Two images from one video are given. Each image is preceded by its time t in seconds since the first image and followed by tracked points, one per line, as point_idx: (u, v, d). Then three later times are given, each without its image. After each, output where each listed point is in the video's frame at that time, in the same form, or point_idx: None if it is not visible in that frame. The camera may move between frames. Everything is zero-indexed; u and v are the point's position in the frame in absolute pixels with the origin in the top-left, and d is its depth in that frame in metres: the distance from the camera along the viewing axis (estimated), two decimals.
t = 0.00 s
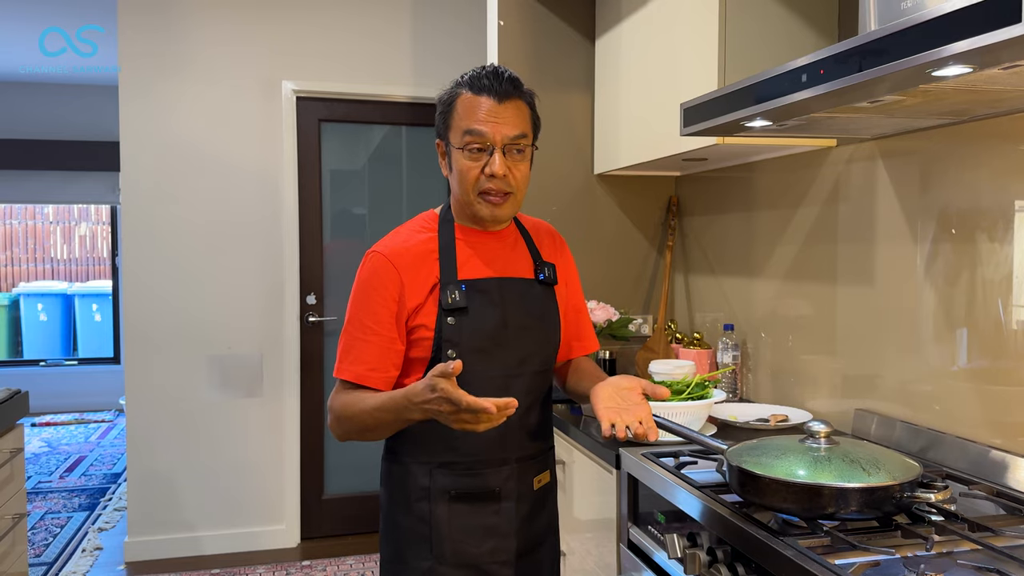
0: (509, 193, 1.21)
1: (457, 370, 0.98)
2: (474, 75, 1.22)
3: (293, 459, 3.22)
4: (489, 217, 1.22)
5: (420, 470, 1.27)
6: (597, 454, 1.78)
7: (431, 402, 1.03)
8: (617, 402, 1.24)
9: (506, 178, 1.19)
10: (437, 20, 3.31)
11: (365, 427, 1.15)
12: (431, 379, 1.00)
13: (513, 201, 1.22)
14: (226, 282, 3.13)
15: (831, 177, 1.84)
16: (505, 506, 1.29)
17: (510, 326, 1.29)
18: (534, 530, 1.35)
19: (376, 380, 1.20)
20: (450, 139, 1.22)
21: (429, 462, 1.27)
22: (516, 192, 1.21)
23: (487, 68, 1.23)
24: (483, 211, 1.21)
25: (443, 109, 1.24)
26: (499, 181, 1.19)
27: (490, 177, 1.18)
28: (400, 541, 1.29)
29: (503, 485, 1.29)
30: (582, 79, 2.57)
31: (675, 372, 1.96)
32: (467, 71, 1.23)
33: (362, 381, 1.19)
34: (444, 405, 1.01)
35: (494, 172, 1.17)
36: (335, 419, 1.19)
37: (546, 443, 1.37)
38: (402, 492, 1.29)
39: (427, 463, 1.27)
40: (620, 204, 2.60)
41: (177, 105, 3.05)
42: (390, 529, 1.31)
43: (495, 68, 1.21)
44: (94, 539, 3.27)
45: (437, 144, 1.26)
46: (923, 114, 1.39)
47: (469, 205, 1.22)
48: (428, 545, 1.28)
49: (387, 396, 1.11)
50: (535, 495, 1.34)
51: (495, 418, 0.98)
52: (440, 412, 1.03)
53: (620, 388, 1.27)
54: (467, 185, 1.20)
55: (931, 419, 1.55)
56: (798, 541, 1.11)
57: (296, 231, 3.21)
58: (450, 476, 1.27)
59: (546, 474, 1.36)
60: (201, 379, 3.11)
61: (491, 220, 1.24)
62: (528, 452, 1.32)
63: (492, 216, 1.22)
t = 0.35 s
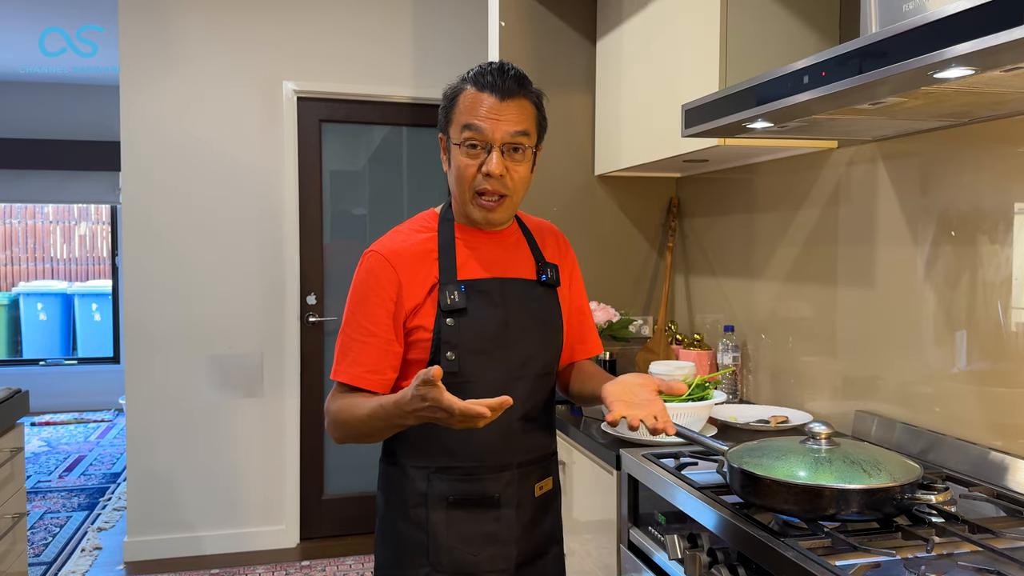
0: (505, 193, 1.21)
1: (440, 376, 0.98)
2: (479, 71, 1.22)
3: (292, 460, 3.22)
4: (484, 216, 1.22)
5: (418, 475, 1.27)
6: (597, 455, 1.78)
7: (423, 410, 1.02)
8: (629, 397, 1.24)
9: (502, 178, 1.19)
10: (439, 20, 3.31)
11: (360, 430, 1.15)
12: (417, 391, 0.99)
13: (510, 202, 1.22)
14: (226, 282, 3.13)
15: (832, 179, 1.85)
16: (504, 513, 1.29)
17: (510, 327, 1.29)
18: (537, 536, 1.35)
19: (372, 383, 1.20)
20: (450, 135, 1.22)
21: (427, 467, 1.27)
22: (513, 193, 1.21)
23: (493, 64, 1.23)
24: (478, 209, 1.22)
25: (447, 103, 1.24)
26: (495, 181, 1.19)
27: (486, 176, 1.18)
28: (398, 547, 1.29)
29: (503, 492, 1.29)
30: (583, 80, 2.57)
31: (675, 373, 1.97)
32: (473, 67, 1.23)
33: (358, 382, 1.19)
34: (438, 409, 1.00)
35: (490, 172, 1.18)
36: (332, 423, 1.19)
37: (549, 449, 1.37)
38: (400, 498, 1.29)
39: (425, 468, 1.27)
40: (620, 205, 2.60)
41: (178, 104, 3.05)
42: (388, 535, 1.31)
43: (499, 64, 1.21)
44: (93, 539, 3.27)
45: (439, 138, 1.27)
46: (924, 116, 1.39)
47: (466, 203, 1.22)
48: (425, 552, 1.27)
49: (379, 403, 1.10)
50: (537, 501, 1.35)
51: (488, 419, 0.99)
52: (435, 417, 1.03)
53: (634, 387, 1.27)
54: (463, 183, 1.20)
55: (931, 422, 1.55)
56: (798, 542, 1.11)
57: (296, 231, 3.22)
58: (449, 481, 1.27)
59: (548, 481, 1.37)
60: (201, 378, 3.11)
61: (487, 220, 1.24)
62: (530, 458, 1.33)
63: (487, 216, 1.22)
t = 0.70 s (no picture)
0: (504, 194, 1.21)
1: (450, 394, 0.98)
2: (480, 72, 1.22)
3: (290, 461, 3.22)
4: (483, 218, 1.23)
5: (414, 476, 1.27)
6: (596, 456, 1.78)
7: (426, 421, 1.03)
8: (619, 415, 1.24)
9: (502, 180, 1.19)
10: (438, 21, 3.31)
11: (358, 434, 1.15)
12: (425, 404, 0.99)
13: (509, 203, 1.22)
14: (225, 282, 3.13)
15: (830, 180, 1.85)
16: (500, 515, 1.29)
17: (508, 329, 1.29)
18: (532, 540, 1.35)
19: (368, 383, 1.20)
20: (451, 135, 1.22)
21: (423, 468, 1.27)
22: (512, 194, 1.21)
23: (494, 65, 1.22)
24: (477, 211, 1.22)
25: (448, 103, 1.24)
26: (494, 182, 1.19)
27: (485, 177, 1.18)
28: (393, 548, 1.29)
29: (499, 494, 1.29)
30: (582, 81, 2.58)
31: (673, 375, 1.96)
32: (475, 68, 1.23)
33: (355, 382, 1.19)
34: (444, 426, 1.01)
35: (489, 173, 1.18)
36: (328, 424, 1.19)
37: (546, 452, 1.37)
38: (396, 499, 1.29)
39: (421, 469, 1.27)
40: (619, 206, 2.60)
41: (176, 105, 3.05)
42: (383, 536, 1.31)
43: (500, 65, 1.21)
44: (91, 540, 3.26)
45: (441, 138, 1.27)
46: (922, 118, 1.39)
47: (465, 204, 1.23)
48: (420, 553, 1.27)
49: (380, 409, 1.11)
50: (533, 504, 1.35)
51: (493, 440, 1.00)
52: (437, 428, 1.03)
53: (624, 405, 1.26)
54: (463, 183, 1.20)
55: (929, 423, 1.56)
56: (796, 543, 1.11)
57: (295, 232, 3.21)
58: (445, 482, 1.27)
59: (544, 483, 1.37)
60: (199, 379, 3.11)
61: (487, 221, 1.24)
62: (526, 460, 1.33)
63: (486, 218, 1.22)
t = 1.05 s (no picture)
0: (508, 201, 1.21)
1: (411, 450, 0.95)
2: (490, 77, 1.21)
3: (287, 461, 3.21)
4: (485, 221, 1.23)
5: (413, 474, 1.27)
6: (593, 457, 1.79)
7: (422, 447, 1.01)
8: (609, 374, 1.31)
9: (507, 186, 1.19)
10: (436, 22, 3.31)
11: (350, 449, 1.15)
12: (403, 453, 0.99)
13: (511, 209, 1.23)
14: (221, 283, 3.12)
15: (827, 181, 1.85)
16: (499, 512, 1.29)
17: (503, 330, 1.30)
18: (529, 537, 1.35)
19: (365, 384, 1.19)
20: (457, 138, 1.21)
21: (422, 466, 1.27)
22: (515, 201, 1.22)
23: (504, 72, 1.22)
24: (480, 214, 1.22)
25: (455, 106, 1.24)
26: (500, 188, 1.19)
27: (492, 183, 1.18)
28: (393, 545, 1.30)
29: (497, 491, 1.29)
30: (579, 82, 2.58)
31: (670, 376, 1.97)
32: (484, 73, 1.23)
33: (353, 382, 1.19)
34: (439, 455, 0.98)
35: (497, 179, 1.18)
36: (323, 433, 1.19)
37: (541, 449, 1.37)
38: (396, 496, 1.29)
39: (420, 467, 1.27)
40: (616, 207, 2.61)
41: (173, 105, 3.05)
42: (384, 534, 1.32)
43: (511, 72, 1.21)
44: (87, 541, 3.26)
45: (444, 140, 1.26)
46: (918, 119, 1.39)
47: (468, 206, 1.23)
48: (420, 550, 1.27)
49: (370, 430, 1.10)
50: (530, 501, 1.34)
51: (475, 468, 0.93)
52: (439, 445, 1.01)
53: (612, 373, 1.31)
54: (468, 187, 1.20)
55: (926, 423, 1.56)
56: (793, 543, 1.11)
57: (292, 232, 3.21)
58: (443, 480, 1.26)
59: (541, 479, 1.37)
60: (196, 380, 3.11)
61: (488, 224, 1.25)
62: (523, 458, 1.33)
63: (488, 222, 1.23)
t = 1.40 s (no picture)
0: (508, 203, 1.21)
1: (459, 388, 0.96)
2: (493, 82, 1.22)
3: (284, 461, 3.21)
4: (485, 223, 1.23)
5: (418, 470, 1.26)
6: (589, 457, 1.79)
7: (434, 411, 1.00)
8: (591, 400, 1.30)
9: (507, 188, 1.19)
10: (433, 22, 3.32)
11: (359, 429, 1.13)
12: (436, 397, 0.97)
13: (511, 211, 1.23)
14: (219, 283, 3.12)
15: (823, 182, 1.86)
16: (501, 506, 1.30)
17: (505, 331, 1.30)
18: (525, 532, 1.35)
19: (371, 378, 1.19)
20: (459, 141, 1.22)
21: (426, 462, 1.26)
22: (515, 203, 1.22)
23: (506, 76, 1.23)
24: (479, 215, 1.22)
25: (459, 110, 1.24)
26: (499, 190, 1.19)
27: (492, 185, 1.19)
28: (396, 540, 1.29)
29: (499, 486, 1.29)
30: (576, 83, 2.58)
31: (667, 376, 1.97)
32: (487, 78, 1.23)
33: (359, 377, 1.18)
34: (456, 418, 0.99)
35: (496, 181, 1.18)
36: (326, 419, 1.16)
37: (537, 445, 1.38)
38: (399, 492, 1.29)
39: (424, 462, 1.26)
40: (613, 208, 2.61)
41: (170, 105, 3.05)
42: (386, 529, 1.31)
43: (513, 77, 1.21)
44: (84, 541, 3.26)
45: (448, 143, 1.27)
46: (914, 120, 1.40)
47: (468, 208, 1.23)
48: (424, 544, 1.27)
49: (388, 403, 1.09)
50: (528, 495, 1.36)
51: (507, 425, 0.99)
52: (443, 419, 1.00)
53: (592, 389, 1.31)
54: (468, 188, 1.21)
55: (921, 423, 1.56)
56: (788, 542, 1.12)
57: (290, 232, 3.21)
58: (447, 476, 1.27)
59: (537, 474, 1.38)
60: (193, 380, 3.11)
61: (489, 225, 1.25)
62: (522, 453, 1.34)
63: (488, 223, 1.23)
